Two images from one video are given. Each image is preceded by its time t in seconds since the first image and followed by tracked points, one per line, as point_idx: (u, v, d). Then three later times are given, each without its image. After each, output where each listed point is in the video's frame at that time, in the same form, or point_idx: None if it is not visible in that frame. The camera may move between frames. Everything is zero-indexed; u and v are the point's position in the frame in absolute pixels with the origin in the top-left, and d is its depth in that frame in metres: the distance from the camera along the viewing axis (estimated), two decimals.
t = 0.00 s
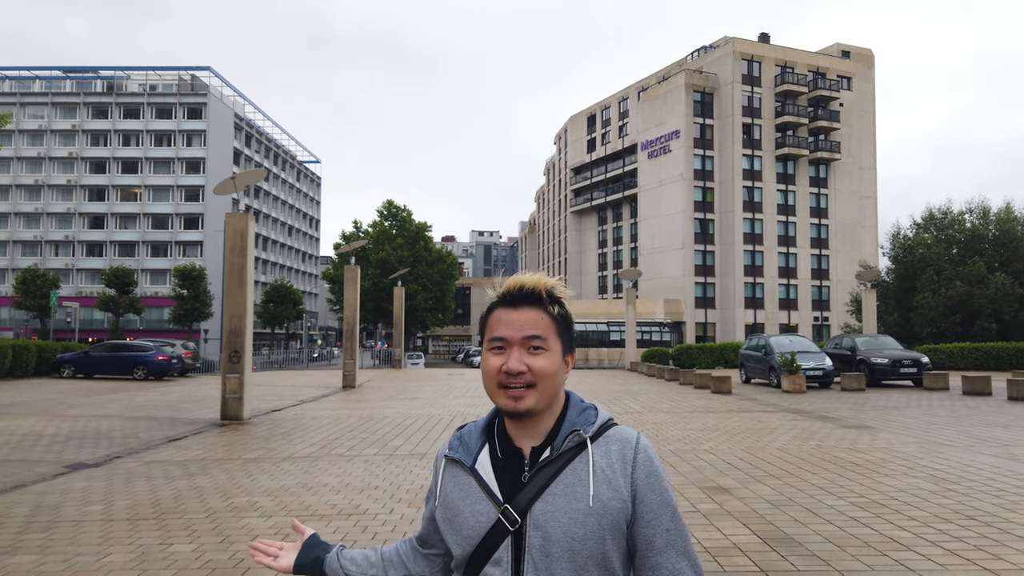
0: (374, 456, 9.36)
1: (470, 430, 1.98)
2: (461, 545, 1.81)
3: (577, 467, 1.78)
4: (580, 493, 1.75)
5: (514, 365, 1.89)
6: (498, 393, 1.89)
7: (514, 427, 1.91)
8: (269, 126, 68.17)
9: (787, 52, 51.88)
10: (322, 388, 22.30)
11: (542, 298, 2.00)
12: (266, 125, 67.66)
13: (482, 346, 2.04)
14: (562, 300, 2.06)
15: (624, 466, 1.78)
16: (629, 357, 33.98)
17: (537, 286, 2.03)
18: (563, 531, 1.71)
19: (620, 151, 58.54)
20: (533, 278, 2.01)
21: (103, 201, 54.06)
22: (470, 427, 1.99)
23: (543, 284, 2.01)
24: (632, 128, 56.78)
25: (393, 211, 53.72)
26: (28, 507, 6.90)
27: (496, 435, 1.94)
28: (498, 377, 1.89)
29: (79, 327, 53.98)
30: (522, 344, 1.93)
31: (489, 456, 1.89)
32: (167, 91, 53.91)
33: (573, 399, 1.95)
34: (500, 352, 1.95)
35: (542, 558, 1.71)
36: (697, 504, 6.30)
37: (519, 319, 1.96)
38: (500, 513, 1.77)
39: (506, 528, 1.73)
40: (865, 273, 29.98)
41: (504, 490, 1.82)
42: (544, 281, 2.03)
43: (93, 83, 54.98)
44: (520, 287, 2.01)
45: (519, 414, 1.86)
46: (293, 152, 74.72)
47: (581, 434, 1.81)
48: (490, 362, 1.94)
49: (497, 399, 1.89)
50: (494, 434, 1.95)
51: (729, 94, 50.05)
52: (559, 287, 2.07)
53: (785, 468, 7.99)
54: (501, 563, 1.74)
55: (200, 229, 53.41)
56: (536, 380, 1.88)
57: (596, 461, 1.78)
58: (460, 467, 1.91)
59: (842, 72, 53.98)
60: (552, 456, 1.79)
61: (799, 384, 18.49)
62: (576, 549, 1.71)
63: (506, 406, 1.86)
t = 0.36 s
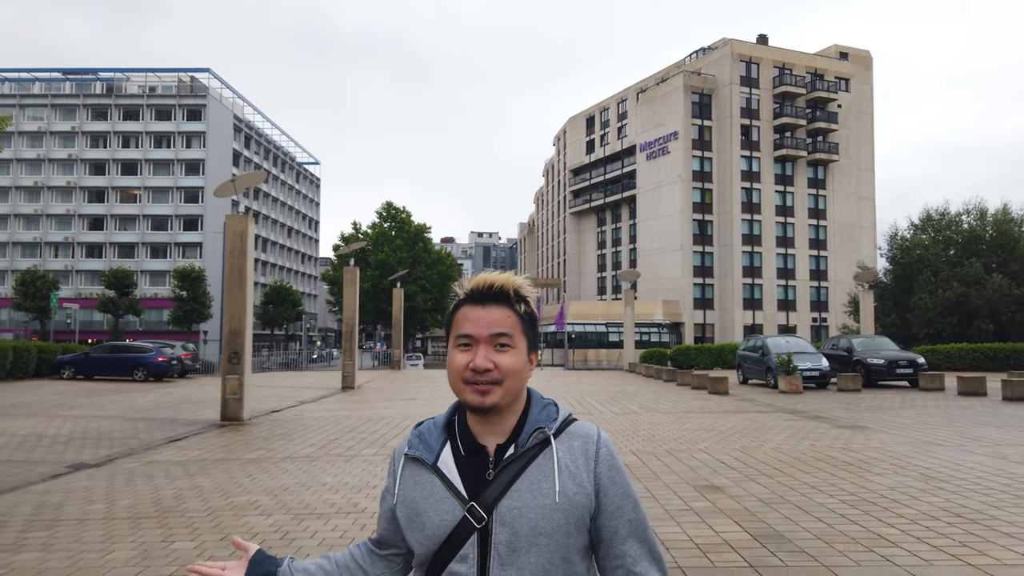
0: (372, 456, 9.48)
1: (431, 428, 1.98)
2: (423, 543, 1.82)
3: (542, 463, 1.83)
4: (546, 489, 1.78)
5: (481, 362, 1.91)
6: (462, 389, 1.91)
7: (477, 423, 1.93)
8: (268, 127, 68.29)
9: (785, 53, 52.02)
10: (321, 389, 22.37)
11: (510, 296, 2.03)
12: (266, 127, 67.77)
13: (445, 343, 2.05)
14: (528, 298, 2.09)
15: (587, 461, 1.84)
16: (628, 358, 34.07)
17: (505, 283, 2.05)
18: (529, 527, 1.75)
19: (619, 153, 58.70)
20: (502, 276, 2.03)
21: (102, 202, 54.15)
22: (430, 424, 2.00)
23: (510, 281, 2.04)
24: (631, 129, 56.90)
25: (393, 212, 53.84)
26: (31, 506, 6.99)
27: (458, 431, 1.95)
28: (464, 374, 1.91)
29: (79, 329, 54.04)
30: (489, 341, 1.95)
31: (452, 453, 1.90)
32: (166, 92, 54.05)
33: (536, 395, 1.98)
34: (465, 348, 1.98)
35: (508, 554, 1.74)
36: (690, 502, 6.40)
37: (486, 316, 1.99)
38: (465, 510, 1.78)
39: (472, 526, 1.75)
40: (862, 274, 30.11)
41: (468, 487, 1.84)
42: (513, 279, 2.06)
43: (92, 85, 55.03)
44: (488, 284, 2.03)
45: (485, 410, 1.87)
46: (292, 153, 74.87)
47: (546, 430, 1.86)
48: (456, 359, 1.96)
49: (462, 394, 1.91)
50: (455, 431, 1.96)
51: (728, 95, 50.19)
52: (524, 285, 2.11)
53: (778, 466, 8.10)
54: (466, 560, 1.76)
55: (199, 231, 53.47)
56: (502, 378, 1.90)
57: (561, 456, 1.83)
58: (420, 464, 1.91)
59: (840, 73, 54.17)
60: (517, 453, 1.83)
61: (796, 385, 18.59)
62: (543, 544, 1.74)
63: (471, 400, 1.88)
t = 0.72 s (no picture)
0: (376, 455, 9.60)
1: (416, 428, 1.98)
2: (411, 547, 1.82)
3: (534, 468, 1.85)
4: (539, 492, 1.82)
5: (475, 364, 1.92)
6: (455, 391, 1.92)
7: (466, 426, 1.94)
8: (272, 129, 68.57)
9: (787, 54, 52.09)
10: (325, 390, 22.48)
11: (502, 299, 2.05)
12: (270, 128, 68.06)
13: (436, 346, 2.07)
14: (520, 301, 2.11)
15: (578, 466, 1.89)
16: (630, 358, 34.14)
17: (497, 287, 2.08)
18: (523, 530, 1.78)
19: (622, 154, 58.82)
20: (493, 279, 2.05)
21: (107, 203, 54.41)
22: (415, 425, 1.98)
23: (501, 284, 2.06)
24: (633, 130, 56.99)
25: (396, 213, 54.00)
26: (42, 504, 7.13)
27: (447, 432, 1.95)
28: (457, 378, 1.93)
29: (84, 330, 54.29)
30: (481, 344, 1.97)
31: (441, 455, 1.89)
32: (171, 95, 54.32)
33: (525, 399, 2.01)
34: (457, 351, 2.00)
35: (500, 558, 1.76)
36: (689, 500, 6.50)
37: (477, 320, 2.00)
38: (457, 514, 1.79)
39: (464, 531, 1.76)
40: (865, 275, 30.15)
41: (459, 490, 1.84)
42: (505, 282, 2.08)
43: (97, 87, 55.25)
44: (481, 286, 2.04)
45: (476, 413, 1.89)
46: (295, 155, 75.14)
47: (538, 435, 1.88)
48: (448, 361, 1.98)
49: (454, 397, 1.92)
50: (443, 433, 1.96)
51: (730, 97, 50.25)
52: (514, 289, 2.13)
53: (776, 465, 8.20)
54: (457, 563, 1.77)
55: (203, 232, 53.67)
56: (496, 381, 1.92)
57: (552, 462, 1.86)
58: (408, 466, 1.90)
59: (843, 74, 54.21)
60: (509, 458, 1.84)
61: (798, 385, 18.65)
62: (537, 548, 1.78)
63: (463, 403, 1.90)
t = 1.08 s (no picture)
0: (380, 454, 9.74)
1: (437, 420, 2.02)
2: (422, 538, 1.85)
3: (550, 467, 1.88)
4: (556, 492, 1.84)
5: (496, 361, 1.97)
6: (477, 388, 1.96)
7: (487, 422, 1.98)
8: (275, 129, 68.77)
9: (790, 55, 52.15)
10: (329, 389, 22.62)
11: (528, 298, 2.08)
12: (273, 128, 68.29)
13: (461, 341, 2.11)
14: (546, 302, 2.14)
15: (597, 469, 1.92)
16: (632, 358, 34.23)
17: (522, 286, 2.11)
18: (537, 527, 1.80)
19: (625, 154, 58.94)
20: (519, 278, 2.09)
21: (111, 203, 54.62)
22: (436, 417, 2.03)
23: (527, 285, 2.10)
24: (635, 131, 57.10)
25: (398, 214, 54.13)
26: (56, 500, 7.28)
27: (467, 426, 1.99)
28: (479, 374, 1.96)
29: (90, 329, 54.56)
30: (504, 342, 2.01)
31: (459, 448, 1.93)
32: (175, 95, 54.56)
33: (547, 399, 2.03)
34: (481, 348, 2.03)
35: (512, 555, 1.77)
36: (690, 497, 6.64)
37: (501, 318, 2.04)
38: (472, 508, 1.81)
39: (477, 524, 1.78)
40: (866, 276, 30.21)
41: (476, 484, 1.87)
42: (531, 281, 2.12)
43: (101, 87, 55.50)
44: (506, 286, 2.08)
45: (497, 409, 1.92)
46: (298, 155, 75.36)
47: (558, 434, 1.91)
48: (471, 358, 2.02)
49: (476, 393, 1.96)
50: (463, 426, 2.00)
51: (733, 97, 50.31)
52: (541, 291, 2.17)
53: (776, 464, 8.33)
54: (468, 557, 1.78)
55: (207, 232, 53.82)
56: (516, 379, 1.96)
57: (571, 461, 1.90)
58: (426, 455, 1.95)
59: (845, 75, 54.23)
60: (527, 455, 1.88)
61: (799, 386, 18.74)
62: (549, 547, 1.79)
63: (484, 400, 1.94)
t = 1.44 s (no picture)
0: (385, 452, 9.91)
1: (457, 413, 2.06)
2: (449, 526, 1.90)
3: (570, 454, 1.93)
4: (574, 479, 1.88)
5: (510, 354, 2.01)
6: (493, 378, 2.01)
7: (505, 412, 2.03)
8: (275, 131, 68.98)
9: (789, 57, 52.39)
10: (331, 390, 22.75)
11: (540, 292, 2.12)
12: (273, 130, 68.50)
13: (478, 336, 2.16)
14: (560, 296, 2.18)
15: (612, 456, 1.96)
16: (631, 359, 34.41)
17: (535, 280, 2.15)
18: (557, 513, 1.84)
19: (624, 156, 59.14)
20: (534, 273, 2.13)
21: (112, 204, 54.77)
22: (456, 410, 2.07)
23: (541, 278, 2.13)
24: (635, 133, 57.28)
25: (399, 215, 54.26)
26: (69, 496, 7.46)
27: (486, 417, 2.03)
28: (495, 365, 2.01)
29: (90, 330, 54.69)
30: (518, 336, 2.04)
31: (480, 439, 1.97)
32: (176, 96, 54.78)
33: (563, 389, 2.08)
34: (497, 341, 2.08)
35: (535, 538, 1.83)
36: (689, 493, 6.82)
37: (516, 313, 2.07)
38: (495, 495, 1.86)
39: (501, 511, 1.84)
40: (865, 278, 30.37)
41: (498, 472, 1.92)
42: (544, 276, 2.15)
43: (102, 88, 55.66)
44: (520, 281, 2.13)
45: (512, 401, 1.97)
46: (299, 156, 75.59)
47: (576, 424, 1.96)
48: (487, 351, 2.07)
49: (492, 384, 2.01)
50: (483, 417, 2.04)
51: (733, 99, 50.51)
52: (555, 286, 2.21)
53: (773, 462, 8.50)
54: (492, 542, 1.84)
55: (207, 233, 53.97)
56: (530, 371, 1.99)
57: (588, 449, 1.94)
58: (448, 447, 1.99)
59: (844, 77, 54.45)
60: (547, 443, 1.92)
61: (797, 387, 18.92)
62: (569, 531, 1.84)
63: (500, 390, 1.98)
